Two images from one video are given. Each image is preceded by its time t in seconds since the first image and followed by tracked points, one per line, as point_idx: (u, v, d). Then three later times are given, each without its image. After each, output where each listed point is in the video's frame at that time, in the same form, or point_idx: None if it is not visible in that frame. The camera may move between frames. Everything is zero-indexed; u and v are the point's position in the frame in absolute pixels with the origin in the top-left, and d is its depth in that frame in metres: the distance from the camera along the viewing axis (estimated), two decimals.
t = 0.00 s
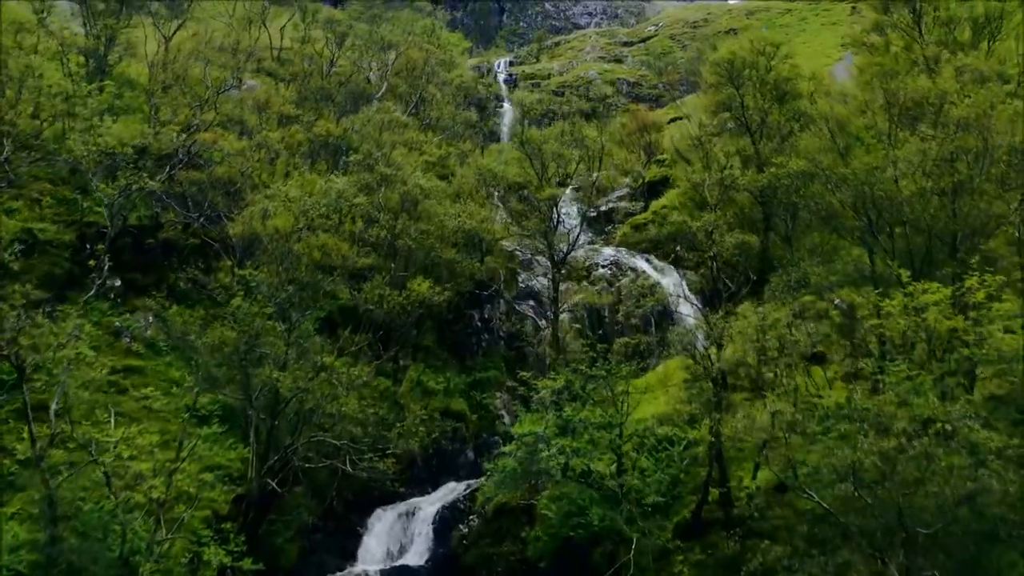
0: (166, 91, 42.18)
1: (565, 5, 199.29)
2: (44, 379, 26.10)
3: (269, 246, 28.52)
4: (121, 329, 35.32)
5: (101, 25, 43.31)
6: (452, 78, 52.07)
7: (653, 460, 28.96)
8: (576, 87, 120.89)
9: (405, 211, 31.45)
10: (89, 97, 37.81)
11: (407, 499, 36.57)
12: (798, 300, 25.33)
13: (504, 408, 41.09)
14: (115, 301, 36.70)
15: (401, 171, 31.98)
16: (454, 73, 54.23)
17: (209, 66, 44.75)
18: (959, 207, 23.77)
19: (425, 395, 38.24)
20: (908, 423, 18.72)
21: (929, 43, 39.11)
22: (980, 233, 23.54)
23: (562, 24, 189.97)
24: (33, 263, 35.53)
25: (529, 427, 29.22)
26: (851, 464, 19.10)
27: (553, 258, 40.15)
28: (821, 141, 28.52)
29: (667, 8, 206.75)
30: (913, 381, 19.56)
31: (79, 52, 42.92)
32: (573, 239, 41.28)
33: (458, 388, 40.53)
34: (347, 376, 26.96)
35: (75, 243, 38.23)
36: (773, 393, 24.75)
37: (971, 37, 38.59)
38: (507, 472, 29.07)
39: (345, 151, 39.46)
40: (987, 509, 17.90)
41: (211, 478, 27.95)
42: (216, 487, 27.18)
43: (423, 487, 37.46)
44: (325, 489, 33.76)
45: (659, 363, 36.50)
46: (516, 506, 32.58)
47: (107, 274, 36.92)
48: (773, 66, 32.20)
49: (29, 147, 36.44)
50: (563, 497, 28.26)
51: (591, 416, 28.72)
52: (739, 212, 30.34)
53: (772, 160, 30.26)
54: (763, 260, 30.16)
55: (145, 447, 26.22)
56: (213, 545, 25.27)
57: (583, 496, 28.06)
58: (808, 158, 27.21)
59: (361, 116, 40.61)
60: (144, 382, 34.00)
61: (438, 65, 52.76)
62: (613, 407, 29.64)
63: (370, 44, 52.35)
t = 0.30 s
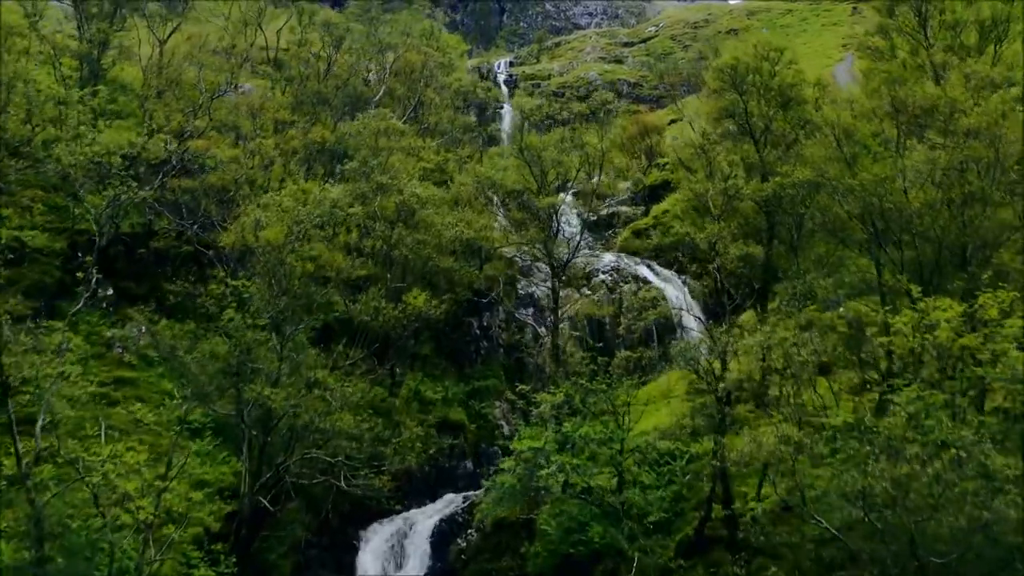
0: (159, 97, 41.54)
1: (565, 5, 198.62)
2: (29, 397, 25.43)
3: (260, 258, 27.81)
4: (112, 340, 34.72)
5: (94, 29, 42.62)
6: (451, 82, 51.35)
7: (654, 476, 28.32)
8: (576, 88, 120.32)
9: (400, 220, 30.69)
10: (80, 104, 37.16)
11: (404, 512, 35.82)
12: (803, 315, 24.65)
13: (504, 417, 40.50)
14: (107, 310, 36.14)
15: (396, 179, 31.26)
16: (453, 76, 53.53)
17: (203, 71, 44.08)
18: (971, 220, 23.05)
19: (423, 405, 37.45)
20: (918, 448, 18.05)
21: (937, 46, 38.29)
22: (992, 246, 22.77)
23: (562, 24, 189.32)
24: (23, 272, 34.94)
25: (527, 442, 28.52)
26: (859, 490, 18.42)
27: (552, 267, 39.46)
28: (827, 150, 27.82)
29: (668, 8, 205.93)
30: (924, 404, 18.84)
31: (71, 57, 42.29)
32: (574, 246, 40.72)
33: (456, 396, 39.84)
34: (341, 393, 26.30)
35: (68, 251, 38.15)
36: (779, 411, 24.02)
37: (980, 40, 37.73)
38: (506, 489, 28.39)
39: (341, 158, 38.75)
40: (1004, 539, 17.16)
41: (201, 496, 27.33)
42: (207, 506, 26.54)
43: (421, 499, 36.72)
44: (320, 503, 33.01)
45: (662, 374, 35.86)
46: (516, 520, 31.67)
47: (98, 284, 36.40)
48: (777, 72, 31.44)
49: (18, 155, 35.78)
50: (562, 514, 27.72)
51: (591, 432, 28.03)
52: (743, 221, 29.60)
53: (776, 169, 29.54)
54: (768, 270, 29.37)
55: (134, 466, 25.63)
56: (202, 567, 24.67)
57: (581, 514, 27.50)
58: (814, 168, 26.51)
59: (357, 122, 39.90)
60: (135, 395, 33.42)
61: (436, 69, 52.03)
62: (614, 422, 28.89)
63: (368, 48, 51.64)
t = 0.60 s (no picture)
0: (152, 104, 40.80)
1: (566, 6, 197.93)
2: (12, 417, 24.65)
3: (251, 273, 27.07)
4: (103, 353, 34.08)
5: (86, 34, 41.88)
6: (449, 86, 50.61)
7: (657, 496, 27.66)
8: (577, 89, 119.72)
9: (395, 232, 29.96)
10: (71, 111, 36.41)
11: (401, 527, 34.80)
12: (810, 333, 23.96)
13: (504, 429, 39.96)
14: (97, 320, 35.52)
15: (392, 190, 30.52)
16: (451, 81, 52.82)
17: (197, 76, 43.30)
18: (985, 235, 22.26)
19: (421, 417, 36.80)
20: (933, 479, 17.29)
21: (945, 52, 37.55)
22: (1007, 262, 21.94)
23: (562, 24, 188.64)
24: (12, 282, 34.20)
25: (526, 461, 27.81)
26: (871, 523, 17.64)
27: (552, 278, 38.76)
28: (834, 162, 27.08)
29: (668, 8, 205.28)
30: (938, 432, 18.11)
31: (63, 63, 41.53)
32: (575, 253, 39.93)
33: (455, 407, 39.12)
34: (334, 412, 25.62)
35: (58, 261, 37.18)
36: (786, 433, 23.34)
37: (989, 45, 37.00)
38: (504, 508, 27.69)
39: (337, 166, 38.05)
40: None
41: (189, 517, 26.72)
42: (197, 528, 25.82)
43: (418, 513, 35.69)
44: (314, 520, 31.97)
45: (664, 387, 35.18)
46: (514, 539, 30.80)
47: (88, 295, 35.75)
48: (783, 80, 30.66)
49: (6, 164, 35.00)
50: (562, 536, 27.02)
51: (591, 451, 27.31)
52: (747, 234, 28.89)
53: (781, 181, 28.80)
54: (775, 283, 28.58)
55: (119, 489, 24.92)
56: None
57: (583, 535, 26.82)
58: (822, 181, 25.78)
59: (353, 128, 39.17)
60: (126, 409, 32.67)
61: (435, 73, 51.32)
62: (615, 439, 28.11)
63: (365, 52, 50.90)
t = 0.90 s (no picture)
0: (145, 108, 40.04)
1: (566, 6, 197.35)
2: None
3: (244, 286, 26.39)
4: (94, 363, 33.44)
5: (79, 37, 41.09)
6: (447, 90, 49.91)
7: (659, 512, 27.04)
8: (577, 90, 118.96)
9: (391, 242, 29.32)
10: (62, 118, 35.66)
11: (399, 541, 33.99)
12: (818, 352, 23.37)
13: (503, 441, 39.25)
14: (89, 331, 35.03)
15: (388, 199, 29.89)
16: (450, 84, 52.13)
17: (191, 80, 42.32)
18: (996, 249, 21.59)
19: (418, 428, 36.32)
20: (948, 511, 16.62)
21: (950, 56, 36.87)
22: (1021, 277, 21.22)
23: (563, 25, 188.53)
24: (2, 291, 33.50)
25: (525, 480, 27.29)
26: (885, 554, 17.07)
27: (553, 287, 38.06)
28: (841, 173, 26.43)
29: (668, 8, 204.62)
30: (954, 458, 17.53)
31: (55, 68, 40.81)
32: (579, 258, 39.25)
33: (452, 417, 38.54)
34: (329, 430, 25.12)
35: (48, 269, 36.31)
36: (792, 453, 22.73)
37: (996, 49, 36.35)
38: (502, 527, 27.15)
39: (333, 173, 37.35)
40: None
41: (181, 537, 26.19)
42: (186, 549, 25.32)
43: (415, 527, 34.94)
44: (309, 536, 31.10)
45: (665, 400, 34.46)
46: (513, 555, 30.53)
47: (78, 304, 35.22)
48: (787, 86, 29.98)
49: None
50: (562, 555, 26.36)
51: (591, 468, 26.66)
52: (751, 245, 28.27)
53: (787, 191, 28.17)
54: (779, 295, 27.95)
55: (107, 510, 24.30)
56: None
57: (582, 556, 26.13)
58: (829, 192, 25.12)
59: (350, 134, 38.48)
60: (116, 423, 31.91)
61: (433, 76, 50.62)
62: (615, 455, 27.46)
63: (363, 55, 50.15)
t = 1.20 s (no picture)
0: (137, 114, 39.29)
1: (567, 6, 196.72)
2: None
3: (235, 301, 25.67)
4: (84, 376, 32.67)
5: (70, 42, 40.29)
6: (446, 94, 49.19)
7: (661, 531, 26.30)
8: (578, 91, 118.19)
9: (386, 254, 28.64)
10: (52, 125, 34.89)
11: (395, 556, 33.21)
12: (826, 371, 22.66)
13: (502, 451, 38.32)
14: (80, 342, 34.01)
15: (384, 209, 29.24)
16: (449, 88, 51.43)
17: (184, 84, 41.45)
18: (1011, 266, 20.89)
19: (415, 439, 35.42)
20: (966, 546, 15.92)
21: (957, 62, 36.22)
22: None
23: (563, 25, 187.94)
24: None
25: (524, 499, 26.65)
26: None
27: (554, 297, 37.37)
28: (848, 184, 25.73)
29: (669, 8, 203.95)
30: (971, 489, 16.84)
31: (46, 73, 40.01)
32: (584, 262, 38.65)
33: (450, 428, 37.40)
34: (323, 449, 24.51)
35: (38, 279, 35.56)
36: (800, 476, 22.03)
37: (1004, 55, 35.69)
38: (501, 547, 26.52)
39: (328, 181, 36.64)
40: None
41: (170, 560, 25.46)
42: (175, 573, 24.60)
43: (412, 542, 34.09)
44: (302, 553, 30.16)
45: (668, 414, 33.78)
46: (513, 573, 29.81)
47: (68, 316, 34.56)
48: (793, 94, 29.27)
49: None
50: None
51: (592, 489, 25.86)
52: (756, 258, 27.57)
53: (792, 203, 27.46)
54: (785, 308, 27.16)
55: (92, 535, 23.27)
56: None
57: None
58: (837, 205, 24.36)
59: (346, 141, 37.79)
60: (106, 436, 31.06)
61: (431, 80, 49.92)
62: (616, 472, 26.45)
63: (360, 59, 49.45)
